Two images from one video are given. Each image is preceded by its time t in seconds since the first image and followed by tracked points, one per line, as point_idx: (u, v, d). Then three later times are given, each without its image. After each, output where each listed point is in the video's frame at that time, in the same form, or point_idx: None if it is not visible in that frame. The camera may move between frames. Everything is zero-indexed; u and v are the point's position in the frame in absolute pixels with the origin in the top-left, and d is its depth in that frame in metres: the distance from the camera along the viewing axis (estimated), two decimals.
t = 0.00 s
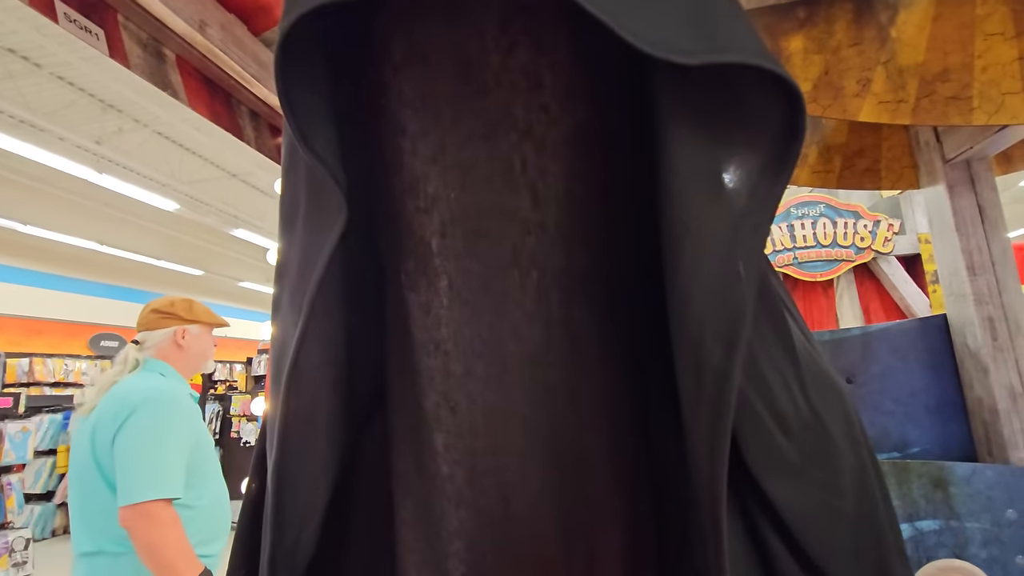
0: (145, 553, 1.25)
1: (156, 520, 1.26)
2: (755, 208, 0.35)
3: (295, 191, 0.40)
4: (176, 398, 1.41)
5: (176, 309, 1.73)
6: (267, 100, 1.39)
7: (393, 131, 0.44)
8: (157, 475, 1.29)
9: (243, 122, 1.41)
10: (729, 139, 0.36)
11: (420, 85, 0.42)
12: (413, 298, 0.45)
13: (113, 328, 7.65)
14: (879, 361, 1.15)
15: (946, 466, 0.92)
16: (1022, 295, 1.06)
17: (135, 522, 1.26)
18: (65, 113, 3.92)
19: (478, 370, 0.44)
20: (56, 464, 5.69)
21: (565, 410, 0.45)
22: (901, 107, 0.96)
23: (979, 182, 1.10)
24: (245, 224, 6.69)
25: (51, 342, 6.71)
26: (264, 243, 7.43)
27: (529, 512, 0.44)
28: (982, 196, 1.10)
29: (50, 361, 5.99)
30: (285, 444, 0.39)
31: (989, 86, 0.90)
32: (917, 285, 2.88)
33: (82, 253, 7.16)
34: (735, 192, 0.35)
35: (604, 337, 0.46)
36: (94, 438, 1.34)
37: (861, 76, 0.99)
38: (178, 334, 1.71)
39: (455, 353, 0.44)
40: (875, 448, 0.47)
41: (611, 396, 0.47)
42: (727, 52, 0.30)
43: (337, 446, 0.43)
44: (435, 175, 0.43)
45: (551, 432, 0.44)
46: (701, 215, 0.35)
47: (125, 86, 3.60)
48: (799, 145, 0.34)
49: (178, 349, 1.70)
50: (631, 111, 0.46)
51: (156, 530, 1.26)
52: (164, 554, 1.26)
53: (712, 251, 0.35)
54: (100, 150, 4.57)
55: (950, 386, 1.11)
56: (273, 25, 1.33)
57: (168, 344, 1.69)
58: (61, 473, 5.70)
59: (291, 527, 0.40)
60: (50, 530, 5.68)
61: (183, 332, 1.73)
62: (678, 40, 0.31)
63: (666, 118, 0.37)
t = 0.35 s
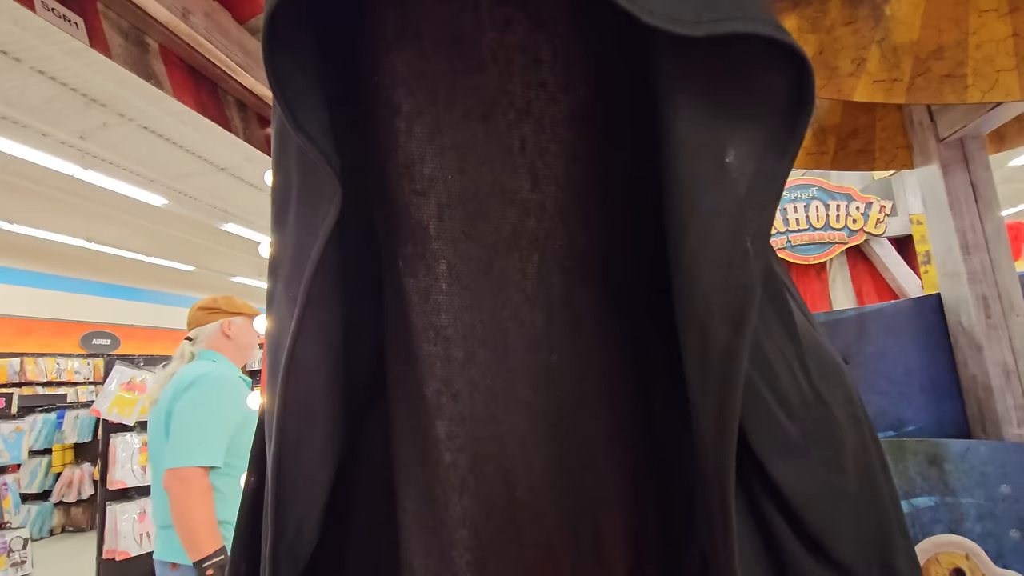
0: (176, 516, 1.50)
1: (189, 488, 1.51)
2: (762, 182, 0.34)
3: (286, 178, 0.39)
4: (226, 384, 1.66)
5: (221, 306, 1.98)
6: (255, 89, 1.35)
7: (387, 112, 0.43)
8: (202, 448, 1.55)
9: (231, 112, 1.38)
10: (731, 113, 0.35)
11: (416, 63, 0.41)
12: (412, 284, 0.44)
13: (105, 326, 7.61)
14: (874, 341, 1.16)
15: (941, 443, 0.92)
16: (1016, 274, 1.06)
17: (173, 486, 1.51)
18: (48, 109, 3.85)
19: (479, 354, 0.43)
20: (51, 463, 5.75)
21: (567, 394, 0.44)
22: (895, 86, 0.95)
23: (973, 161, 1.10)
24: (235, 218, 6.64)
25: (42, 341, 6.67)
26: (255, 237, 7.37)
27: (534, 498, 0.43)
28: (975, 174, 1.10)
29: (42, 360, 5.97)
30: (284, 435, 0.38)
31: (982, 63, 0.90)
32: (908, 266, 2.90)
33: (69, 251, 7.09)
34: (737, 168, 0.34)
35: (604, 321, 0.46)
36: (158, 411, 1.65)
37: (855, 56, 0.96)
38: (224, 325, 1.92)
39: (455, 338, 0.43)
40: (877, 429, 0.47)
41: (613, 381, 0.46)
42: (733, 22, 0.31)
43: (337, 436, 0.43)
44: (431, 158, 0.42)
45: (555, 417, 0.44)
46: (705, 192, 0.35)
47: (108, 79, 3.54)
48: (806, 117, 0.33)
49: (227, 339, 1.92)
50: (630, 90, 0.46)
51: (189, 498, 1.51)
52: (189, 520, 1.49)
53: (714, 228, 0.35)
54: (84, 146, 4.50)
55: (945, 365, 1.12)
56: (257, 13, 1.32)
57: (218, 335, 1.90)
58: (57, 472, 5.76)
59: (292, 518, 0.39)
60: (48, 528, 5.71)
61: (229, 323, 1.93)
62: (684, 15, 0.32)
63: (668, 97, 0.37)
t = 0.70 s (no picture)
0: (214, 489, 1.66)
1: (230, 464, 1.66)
2: (757, 160, 0.34)
3: (282, 162, 0.39)
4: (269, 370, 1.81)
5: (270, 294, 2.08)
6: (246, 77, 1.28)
7: (385, 94, 0.43)
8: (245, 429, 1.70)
9: (220, 100, 1.32)
10: (725, 94, 0.35)
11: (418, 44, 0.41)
12: (412, 266, 0.44)
13: (95, 319, 7.56)
14: (864, 324, 1.18)
15: (928, 423, 0.94)
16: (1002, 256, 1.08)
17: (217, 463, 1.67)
18: (29, 99, 3.79)
19: (479, 334, 0.44)
20: (44, 457, 5.74)
21: (565, 374, 0.45)
22: (886, 70, 0.95)
23: (961, 144, 1.11)
24: (225, 208, 6.59)
25: (31, 334, 6.62)
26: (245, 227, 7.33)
27: (535, 475, 0.45)
28: (963, 156, 1.11)
29: (31, 354, 5.92)
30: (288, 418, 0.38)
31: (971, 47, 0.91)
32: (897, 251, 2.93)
33: (56, 243, 7.01)
34: (735, 148, 0.35)
35: (602, 302, 0.47)
36: (205, 391, 1.82)
37: (846, 39, 0.96)
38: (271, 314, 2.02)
39: (456, 319, 0.44)
40: (866, 408, 0.49)
41: (612, 362, 0.47)
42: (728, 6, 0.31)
43: (338, 418, 0.43)
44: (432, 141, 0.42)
45: (555, 395, 0.45)
46: (702, 173, 0.35)
47: (91, 68, 3.47)
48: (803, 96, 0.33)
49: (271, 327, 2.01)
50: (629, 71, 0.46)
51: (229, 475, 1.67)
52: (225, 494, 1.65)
53: (713, 209, 0.35)
54: (68, 136, 4.44)
55: (931, 346, 1.15)
56: None
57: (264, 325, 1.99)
58: (50, 466, 5.75)
59: (297, 499, 0.40)
60: (43, 522, 5.68)
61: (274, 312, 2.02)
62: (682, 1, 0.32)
63: (666, 80, 0.38)
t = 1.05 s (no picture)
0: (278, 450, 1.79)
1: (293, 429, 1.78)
2: (736, 147, 0.38)
3: (302, 144, 0.41)
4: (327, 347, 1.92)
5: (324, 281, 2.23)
6: (242, 61, 1.27)
7: (399, 85, 0.46)
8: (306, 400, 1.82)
9: (217, 84, 1.31)
10: (708, 86, 0.39)
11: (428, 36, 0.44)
12: (423, 244, 0.47)
13: (83, 304, 7.53)
14: (845, 307, 1.24)
15: (904, 399, 0.99)
16: (979, 242, 1.13)
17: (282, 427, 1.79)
18: (13, 79, 3.74)
19: (483, 307, 0.47)
20: (36, 442, 5.75)
21: (562, 346, 0.48)
22: (870, 59, 0.98)
23: (942, 133, 1.15)
24: (214, 191, 6.55)
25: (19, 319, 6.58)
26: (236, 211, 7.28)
27: (531, 436, 0.48)
28: (944, 144, 1.15)
29: (19, 339, 5.89)
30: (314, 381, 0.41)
31: (952, 36, 0.94)
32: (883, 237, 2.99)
33: (43, 227, 6.94)
34: (717, 136, 0.38)
35: (597, 280, 0.50)
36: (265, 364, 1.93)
37: (833, 28, 1.00)
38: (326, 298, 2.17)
39: (463, 292, 0.47)
40: (840, 382, 0.52)
41: (608, 336, 0.50)
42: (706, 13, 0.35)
43: (354, 384, 0.47)
44: (441, 127, 0.45)
45: (551, 365, 0.48)
46: (685, 156, 0.38)
47: (75, 48, 3.42)
48: (773, 91, 0.37)
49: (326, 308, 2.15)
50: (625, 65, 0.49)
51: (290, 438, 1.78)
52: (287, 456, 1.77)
53: (696, 189, 0.38)
54: (52, 117, 4.38)
55: (910, 327, 1.19)
56: None
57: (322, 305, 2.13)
58: (42, 450, 5.76)
59: (317, 457, 0.43)
60: (37, 506, 5.70)
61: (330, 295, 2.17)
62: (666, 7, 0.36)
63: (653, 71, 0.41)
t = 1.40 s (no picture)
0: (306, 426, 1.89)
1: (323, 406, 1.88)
2: (708, 158, 0.44)
3: (340, 144, 0.46)
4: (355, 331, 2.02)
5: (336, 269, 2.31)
6: (246, 46, 1.29)
7: (419, 100, 0.50)
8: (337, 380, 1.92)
9: (221, 69, 1.34)
10: (683, 102, 0.44)
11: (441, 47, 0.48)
12: (439, 236, 0.53)
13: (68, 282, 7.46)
14: (821, 296, 1.33)
15: (870, 384, 1.08)
16: (946, 237, 1.20)
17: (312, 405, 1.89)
18: None
19: (490, 292, 0.53)
20: (24, 420, 5.75)
21: (556, 327, 0.54)
22: (850, 63, 1.04)
23: (915, 133, 1.22)
24: (203, 171, 6.50)
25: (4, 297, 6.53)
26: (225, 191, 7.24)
27: (529, 402, 0.55)
28: (917, 145, 1.22)
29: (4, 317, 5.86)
30: (350, 356, 0.46)
31: (927, 44, 1.00)
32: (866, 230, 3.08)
33: (27, 204, 6.86)
34: (694, 145, 0.44)
35: (590, 269, 0.55)
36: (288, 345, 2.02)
37: (816, 32, 1.05)
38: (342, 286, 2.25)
39: (472, 278, 0.53)
40: (803, 361, 0.59)
41: (598, 318, 0.56)
42: (684, 50, 0.39)
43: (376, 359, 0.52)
44: (454, 130, 0.50)
45: (546, 343, 0.54)
46: (665, 164, 0.44)
47: (59, 20, 3.37)
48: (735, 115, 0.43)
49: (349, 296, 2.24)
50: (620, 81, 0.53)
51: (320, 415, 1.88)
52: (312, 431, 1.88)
53: (675, 192, 0.44)
54: (37, 92, 4.33)
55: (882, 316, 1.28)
56: None
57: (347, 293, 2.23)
58: (30, 428, 5.77)
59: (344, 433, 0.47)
60: (25, 482, 5.66)
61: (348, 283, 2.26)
62: (649, 43, 0.40)
63: (637, 89, 0.46)
